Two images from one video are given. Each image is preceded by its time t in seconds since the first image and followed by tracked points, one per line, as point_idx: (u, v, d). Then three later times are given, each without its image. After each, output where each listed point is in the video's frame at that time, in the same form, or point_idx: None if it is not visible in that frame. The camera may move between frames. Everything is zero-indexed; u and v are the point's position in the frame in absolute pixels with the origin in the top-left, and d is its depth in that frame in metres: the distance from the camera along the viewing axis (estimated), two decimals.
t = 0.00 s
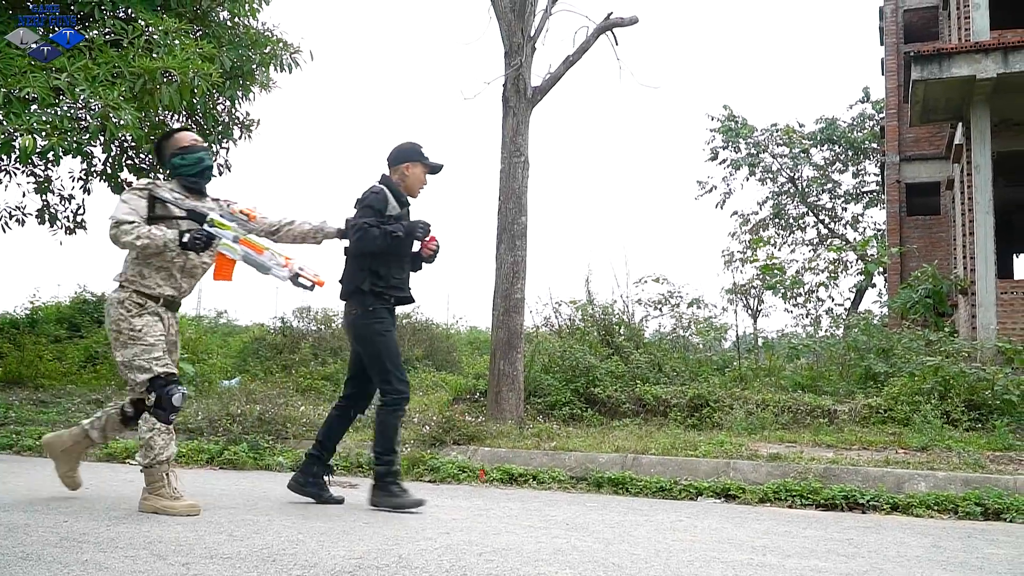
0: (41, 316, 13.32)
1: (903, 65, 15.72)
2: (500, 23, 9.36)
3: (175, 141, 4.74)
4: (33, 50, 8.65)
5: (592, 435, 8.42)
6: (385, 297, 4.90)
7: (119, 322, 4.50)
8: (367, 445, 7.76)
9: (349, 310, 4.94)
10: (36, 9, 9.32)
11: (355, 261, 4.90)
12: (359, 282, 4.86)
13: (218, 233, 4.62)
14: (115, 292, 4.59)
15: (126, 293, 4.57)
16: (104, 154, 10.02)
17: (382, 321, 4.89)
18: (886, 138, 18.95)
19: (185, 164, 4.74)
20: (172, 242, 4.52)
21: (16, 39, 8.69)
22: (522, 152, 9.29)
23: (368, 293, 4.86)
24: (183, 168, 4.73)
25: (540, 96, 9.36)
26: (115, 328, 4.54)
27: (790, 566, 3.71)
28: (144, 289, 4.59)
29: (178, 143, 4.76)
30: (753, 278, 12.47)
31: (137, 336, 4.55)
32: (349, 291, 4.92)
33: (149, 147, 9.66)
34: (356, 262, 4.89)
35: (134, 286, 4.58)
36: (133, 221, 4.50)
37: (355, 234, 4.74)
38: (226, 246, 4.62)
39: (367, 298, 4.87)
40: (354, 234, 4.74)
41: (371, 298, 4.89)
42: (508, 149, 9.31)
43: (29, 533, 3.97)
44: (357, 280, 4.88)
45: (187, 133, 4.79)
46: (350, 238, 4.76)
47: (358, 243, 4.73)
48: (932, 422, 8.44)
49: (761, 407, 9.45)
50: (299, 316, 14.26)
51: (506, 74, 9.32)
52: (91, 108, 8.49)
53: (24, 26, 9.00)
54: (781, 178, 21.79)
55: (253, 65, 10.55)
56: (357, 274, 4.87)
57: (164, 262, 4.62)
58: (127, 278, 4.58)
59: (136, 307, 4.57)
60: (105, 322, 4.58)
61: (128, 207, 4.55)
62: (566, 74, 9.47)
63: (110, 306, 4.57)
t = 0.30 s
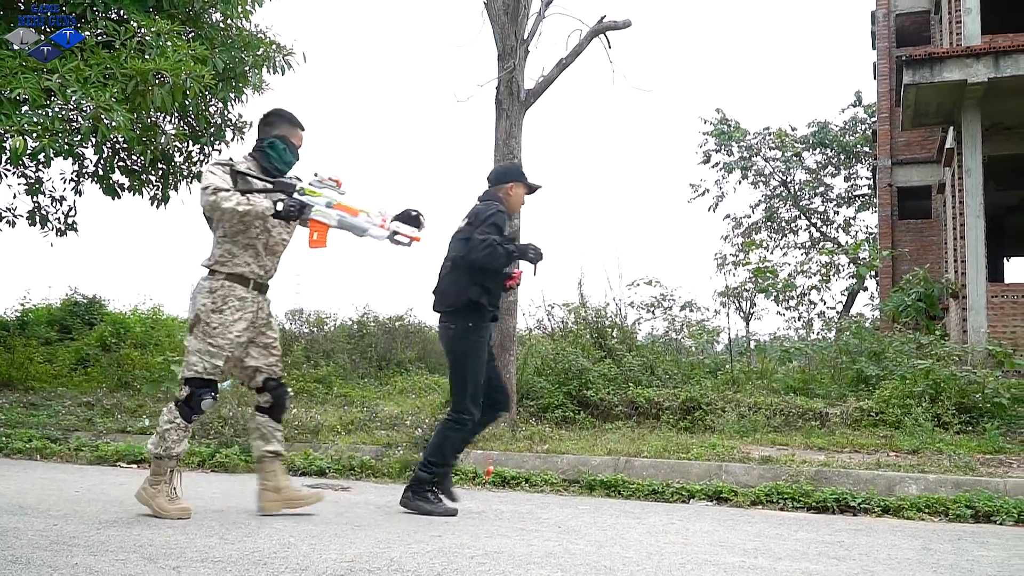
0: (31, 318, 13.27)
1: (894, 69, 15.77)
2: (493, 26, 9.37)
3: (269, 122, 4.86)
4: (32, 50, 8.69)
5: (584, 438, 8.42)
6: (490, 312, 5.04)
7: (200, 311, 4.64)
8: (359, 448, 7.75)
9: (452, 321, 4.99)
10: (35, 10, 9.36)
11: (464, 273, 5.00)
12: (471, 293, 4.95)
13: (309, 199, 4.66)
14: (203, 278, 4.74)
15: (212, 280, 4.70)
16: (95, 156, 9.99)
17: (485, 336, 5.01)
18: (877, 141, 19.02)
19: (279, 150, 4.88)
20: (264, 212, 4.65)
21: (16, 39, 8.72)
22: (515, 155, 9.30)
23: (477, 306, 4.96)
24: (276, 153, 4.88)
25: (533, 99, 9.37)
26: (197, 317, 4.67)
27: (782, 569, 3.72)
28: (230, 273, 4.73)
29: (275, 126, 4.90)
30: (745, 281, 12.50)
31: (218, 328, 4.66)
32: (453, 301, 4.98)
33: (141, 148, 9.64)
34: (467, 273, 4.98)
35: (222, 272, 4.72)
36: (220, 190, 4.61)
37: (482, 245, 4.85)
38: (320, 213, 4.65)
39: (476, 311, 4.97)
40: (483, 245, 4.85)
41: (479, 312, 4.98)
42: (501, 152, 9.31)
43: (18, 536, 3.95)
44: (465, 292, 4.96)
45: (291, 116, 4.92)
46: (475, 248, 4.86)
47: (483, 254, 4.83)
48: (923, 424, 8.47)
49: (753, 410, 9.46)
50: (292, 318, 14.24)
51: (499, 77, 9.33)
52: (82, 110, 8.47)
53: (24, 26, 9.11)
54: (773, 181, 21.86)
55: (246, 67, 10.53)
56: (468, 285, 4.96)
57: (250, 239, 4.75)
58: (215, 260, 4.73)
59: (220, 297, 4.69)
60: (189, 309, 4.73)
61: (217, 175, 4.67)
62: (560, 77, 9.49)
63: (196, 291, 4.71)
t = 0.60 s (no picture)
0: (15, 320, 13.17)
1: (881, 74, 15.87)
2: (482, 29, 9.38)
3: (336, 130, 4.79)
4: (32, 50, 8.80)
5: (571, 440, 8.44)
6: (578, 332, 5.22)
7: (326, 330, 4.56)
8: (346, 451, 7.74)
9: (538, 339, 5.23)
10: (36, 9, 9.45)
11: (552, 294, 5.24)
12: (556, 313, 5.17)
13: (399, 212, 4.79)
14: (315, 299, 4.66)
15: (326, 299, 4.64)
16: (80, 156, 9.95)
17: (572, 355, 5.18)
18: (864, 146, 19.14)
19: (349, 159, 4.83)
20: (370, 231, 4.75)
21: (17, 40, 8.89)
22: (502, 158, 9.31)
23: (562, 325, 5.16)
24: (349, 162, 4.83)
25: (521, 101, 9.38)
26: (322, 336, 4.60)
27: (767, 571, 3.73)
28: (342, 288, 4.68)
29: (344, 134, 4.83)
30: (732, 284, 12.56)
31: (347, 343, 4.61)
32: (539, 320, 5.24)
33: (126, 149, 9.60)
34: (554, 294, 5.23)
35: (334, 290, 4.66)
36: (328, 216, 4.59)
37: (563, 266, 5.08)
38: (410, 222, 4.77)
39: (562, 330, 5.17)
40: (565, 268, 5.07)
41: (564, 331, 5.19)
42: (489, 155, 9.32)
43: None
44: (551, 312, 5.19)
45: (358, 121, 4.83)
46: (558, 270, 5.10)
47: (564, 275, 5.06)
48: (907, 427, 8.52)
49: (740, 412, 9.49)
50: (279, 321, 14.20)
51: (487, 79, 9.35)
52: (68, 110, 8.43)
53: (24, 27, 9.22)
54: (760, 185, 21.95)
55: (233, 69, 10.52)
56: (554, 305, 5.20)
57: (356, 255, 4.71)
58: (326, 281, 4.64)
59: (341, 311, 4.63)
60: (306, 332, 4.64)
61: (314, 201, 4.63)
62: (548, 79, 9.51)
63: (311, 313, 4.63)
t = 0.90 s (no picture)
0: None
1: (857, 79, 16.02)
2: (461, 31, 9.38)
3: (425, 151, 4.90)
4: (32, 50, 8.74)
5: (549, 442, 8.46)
6: (668, 338, 5.25)
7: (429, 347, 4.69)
8: (323, 453, 7.72)
9: (629, 344, 5.27)
10: (35, 9, 9.27)
11: (640, 299, 5.26)
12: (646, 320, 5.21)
13: (474, 238, 4.93)
14: (408, 315, 4.75)
15: (421, 315, 4.75)
16: (54, 156, 9.86)
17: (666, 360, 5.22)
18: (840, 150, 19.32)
19: (434, 182, 4.93)
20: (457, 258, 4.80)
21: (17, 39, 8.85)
22: (481, 160, 9.31)
23: (652, 331, 5.21)
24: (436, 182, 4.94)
25: (500, 103, 9.39)
26: (423, 349, 4.72)
27: (741, 571, 3.76)
28: (433, 306, 4.80)
29: (433, 159, 4.97)
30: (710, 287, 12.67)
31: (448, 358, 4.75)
32: (627, 325, 5.27)
33: (101, 149, 9.53)
34: (643, 300, 5.25)
35: (428, 307, 4.78)
36: (430, 239, 4.69)
37: (653, 274, 5.08)
38: (484, 249, 4.88)
39: (653, 336, 5.21)
40: (656, 275, 5.08)
41: (653, 337, 5.23)
42: (468, 157, 9.32)
43: None
44: (641, 317, 5.23)
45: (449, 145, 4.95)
46: (646, 277, 5.11)
47: (654, 282, 5.07)
48: (881, 429, 8.60)
49: (717, 414, 9.56)
50: (256, 323, 14.12)
51: (466, 82, 9.35)
52: (42, 109, 8.34)
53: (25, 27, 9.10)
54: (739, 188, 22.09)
55: (210, 69, 10.45)
56: (644, 311, 5.23)
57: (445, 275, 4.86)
58: (421, 299, 4.76)
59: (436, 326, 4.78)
60: (402, 347, 4.71)
61: (414, 221, 4.71)
62: (527, 82, 9.52)
63: (408, 329, 4.71)
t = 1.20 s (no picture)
0: None
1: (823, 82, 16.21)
2: (430, 31, 9.36)
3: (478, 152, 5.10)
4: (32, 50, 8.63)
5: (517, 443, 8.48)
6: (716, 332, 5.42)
7: (485, 347, 4.89)
8: (289, 455, 7.68)
9: (682, 335, 5.36)
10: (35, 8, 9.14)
11: (697, 292, 5.37)
12: (705, 314, 5.33)
13: (539, 230, 5.07)
14: (473, 313, 4.94)
15: (484, 315, 4.95)
16: (14, 154, 9.69)
17: (710, 355, 5.37)
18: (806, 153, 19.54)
19: (495, 182, 5.15)
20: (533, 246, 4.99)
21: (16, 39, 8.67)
22: (450, 160, 9.30)
23: (707, 325, 5.35)
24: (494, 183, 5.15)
25: (469, 104, 9.38)
26: (476, 350, 4.90)
27: (704, 570, 3.79)
28: (495, 306, 5.02)
29: (486, 158, 5.13)
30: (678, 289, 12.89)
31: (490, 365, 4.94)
32: (682, 316, 5.36)
33: (64, 147, 9.38)
34: (701, 293, 5.37)
35: (491, 306, 4.98)
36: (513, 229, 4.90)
37: (722, 269, 5.20)
38: (549, 240, 5.03)
39: (707, 330, 5.35)
40: (725, 270, 5.19)
41: (706, 331, 5.37)
42: (437, 157, 9.30)
43: None
44: (697, 310, 5.34)
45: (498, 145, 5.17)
46: (715, 272, 5.22)
47: (721, 277, 5.19)
48: (845, 428, 8.71)
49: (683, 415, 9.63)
50: (223, 323, 13.99)
51: (435, 82, 9.32)
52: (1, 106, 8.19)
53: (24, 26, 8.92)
54: (707, 190, 22.28)
55: (175, 66, 10.35)
56: (701, 306, 5.34)
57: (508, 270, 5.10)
58: (486, 295, 4.97)
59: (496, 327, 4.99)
60: (457, 344, 4.91)
61: (494, 213, 4.92)
62: (495, 83, 9.52)
63: (471, 327, 4.91)
